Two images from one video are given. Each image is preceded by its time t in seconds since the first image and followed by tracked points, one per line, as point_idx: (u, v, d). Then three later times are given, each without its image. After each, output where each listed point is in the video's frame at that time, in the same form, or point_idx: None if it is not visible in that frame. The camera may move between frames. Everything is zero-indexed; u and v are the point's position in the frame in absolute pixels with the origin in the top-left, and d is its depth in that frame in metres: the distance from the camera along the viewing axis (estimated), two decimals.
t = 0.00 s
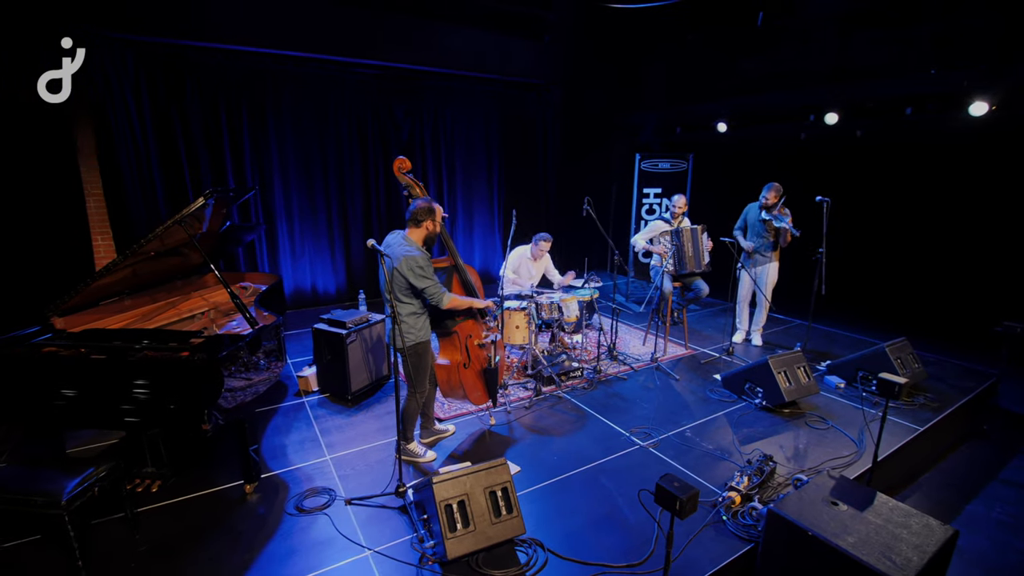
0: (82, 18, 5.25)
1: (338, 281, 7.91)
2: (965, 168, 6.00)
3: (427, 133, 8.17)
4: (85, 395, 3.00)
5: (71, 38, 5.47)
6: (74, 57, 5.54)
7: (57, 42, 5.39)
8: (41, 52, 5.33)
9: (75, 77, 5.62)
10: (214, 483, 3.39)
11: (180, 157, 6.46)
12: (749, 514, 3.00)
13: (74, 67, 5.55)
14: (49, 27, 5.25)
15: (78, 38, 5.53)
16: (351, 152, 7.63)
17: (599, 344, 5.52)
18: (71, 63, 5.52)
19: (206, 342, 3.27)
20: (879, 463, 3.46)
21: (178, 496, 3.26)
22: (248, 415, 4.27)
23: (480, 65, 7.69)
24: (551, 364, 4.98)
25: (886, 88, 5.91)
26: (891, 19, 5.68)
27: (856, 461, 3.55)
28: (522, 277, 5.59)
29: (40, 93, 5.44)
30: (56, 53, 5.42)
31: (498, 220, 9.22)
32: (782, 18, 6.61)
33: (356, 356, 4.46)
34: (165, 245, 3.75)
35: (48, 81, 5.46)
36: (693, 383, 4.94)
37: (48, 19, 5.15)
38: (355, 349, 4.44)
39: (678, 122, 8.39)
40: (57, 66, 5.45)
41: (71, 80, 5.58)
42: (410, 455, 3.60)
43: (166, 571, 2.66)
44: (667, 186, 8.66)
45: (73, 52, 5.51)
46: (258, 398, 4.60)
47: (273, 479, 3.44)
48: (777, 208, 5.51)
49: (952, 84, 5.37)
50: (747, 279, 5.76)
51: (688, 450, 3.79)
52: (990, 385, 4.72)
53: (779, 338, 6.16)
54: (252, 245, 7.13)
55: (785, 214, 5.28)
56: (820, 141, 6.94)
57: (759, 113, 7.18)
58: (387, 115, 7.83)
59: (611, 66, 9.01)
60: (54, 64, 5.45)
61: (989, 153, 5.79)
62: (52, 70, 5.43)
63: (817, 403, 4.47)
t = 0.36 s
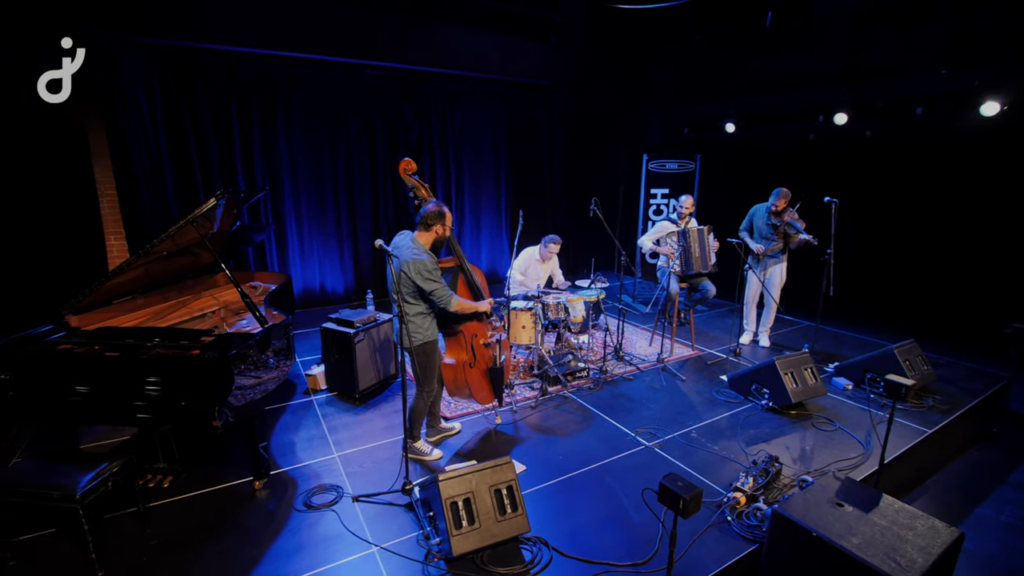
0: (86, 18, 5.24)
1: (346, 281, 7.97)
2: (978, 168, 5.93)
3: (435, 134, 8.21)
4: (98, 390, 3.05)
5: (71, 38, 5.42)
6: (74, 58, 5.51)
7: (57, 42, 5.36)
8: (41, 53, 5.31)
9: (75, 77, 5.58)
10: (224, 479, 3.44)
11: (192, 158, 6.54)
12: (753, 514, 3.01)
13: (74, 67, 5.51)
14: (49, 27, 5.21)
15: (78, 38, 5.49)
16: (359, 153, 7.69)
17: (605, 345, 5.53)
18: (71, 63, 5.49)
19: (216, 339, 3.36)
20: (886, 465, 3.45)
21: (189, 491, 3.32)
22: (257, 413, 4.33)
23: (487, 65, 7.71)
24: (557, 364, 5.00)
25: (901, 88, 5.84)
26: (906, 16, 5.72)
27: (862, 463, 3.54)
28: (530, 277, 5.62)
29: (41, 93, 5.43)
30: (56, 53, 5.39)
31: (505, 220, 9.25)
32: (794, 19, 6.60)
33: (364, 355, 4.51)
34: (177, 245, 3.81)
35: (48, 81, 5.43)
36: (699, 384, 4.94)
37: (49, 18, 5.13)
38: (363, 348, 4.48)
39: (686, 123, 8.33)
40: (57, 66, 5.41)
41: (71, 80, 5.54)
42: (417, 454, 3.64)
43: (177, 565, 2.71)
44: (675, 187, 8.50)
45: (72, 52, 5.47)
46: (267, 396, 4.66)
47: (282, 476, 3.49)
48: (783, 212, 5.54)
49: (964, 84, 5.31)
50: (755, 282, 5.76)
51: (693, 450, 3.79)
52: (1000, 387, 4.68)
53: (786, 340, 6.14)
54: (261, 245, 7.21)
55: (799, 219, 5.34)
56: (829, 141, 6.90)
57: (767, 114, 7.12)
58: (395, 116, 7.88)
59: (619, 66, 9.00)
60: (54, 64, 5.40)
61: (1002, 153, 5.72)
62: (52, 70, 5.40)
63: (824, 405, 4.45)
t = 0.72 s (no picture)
0: (89, 18, 5.25)
1: (352, 280, 8.03)
2: (985, 169, 5.90)
3: (441, 135, 8.26)
4: (106, 387, 3.11)
5: (72, 38, 5.41)
6: (74, 58, 5.49)
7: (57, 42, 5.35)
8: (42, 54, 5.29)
9: (75, 78, 5.55)
10: (230, 475, 3.50)
11: (200, 159, 6.62)
12: (755, 514, 3.02)
13: (74, 67, 5.50)
14: (49, 27, 5.20)
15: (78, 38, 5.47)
16: (365, 153, 7.74)
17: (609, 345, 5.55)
18: (71, 63, 5.48)
19: (223, 337, 3.39)
20: (888, 466, 3.44)
21: (196, 487, 3.38)
22: (264, 410, 4.38)
23: (493, 66, 7.75)
24: (561, 363, 5.02)
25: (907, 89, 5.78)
26: (913, 15, 5.68)
27: (866, 463, 3.54)
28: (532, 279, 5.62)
29: (40, 93, 5.35)
30: (57, 53, 5.37)
31: (510, 220, 9.29)
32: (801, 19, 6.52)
33: (369, 354, 4.55)
34: (185, 245, 3.83)
35: (48, 81, 5.38)
36: (703, 385, 4.94)
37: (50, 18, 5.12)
38: (368, 347, 4.52)
39: (690, 123, 8.24)
40: (58, 66, 5.39)
41: (71, 80, 5.51)
42: (420, 452, 3.66)
43: (184, 560, 2.75)
44: (679, 188, 8.58)
45: (73, 52, 5.46)
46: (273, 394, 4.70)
47: (287, 473, 3.53)
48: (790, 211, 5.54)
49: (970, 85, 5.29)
50: (760, 282, 5.74)
51: (696, 450, 3.81)
52: (1006, 389, 4.65)
53: (790, 341, 6.13)
54: (268, 245, 7.26)
55: (806, 215, 5.21)
56: (834, 143, 6.89)
57: (771, 114, 7.13)
58: (401, 117, 7.93)
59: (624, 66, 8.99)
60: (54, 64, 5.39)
61: (1008, 153, 5.70)
62: (52, 70, 5.36)
63: (828, 406, 4.45)
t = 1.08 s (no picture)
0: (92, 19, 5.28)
1: (354, 280, 8.06)
2: (987, 170, 5.89)
3: (443, 135, 8.29)
4: (111, 383, 3.16)
5: (72, 38, 5.38)
6: (74, 57, 5.46)
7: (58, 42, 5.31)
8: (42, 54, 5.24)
9: (75, 78, 5.48)
10: (234, 473, 3.52)
11: (203, 159, 6.67)
12: (754, 513, 3.04)
13: (75, 67, 5.45)
14: (50, 27, 5.16)
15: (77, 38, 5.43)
16: (368, 154, 7.78)
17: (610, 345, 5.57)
18: (71, 63, 5.43)
19: (225, 336, 3.35)
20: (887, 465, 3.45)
21: (199, 485, 3.40)
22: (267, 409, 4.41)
23: (495, 67, 7.78)
24: (562, 363, 5.05)
25: (906, 90, 5.75)
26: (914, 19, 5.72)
27: (864, 463, 3.55)
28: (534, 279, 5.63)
29: (41, 93, 5.26)
30: (57, 53, 5.33)
31: (512, 220, 9.31)
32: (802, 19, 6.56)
33: (372, 353, 4.58)
34: (189, 245, 3.87)
35: (49, 81, 5.30)
36: (703, 384, 4.96)
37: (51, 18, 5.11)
38: (370, 346, 4.55)
39: (693, 123, 8.05)
40: (59, 66, 5.34)
41: (72, 79, 5.44)
42: (422, 450, 3.69)
43: (189, 556, 2.79)
44: (681, 189, 8.60)
45: (73, 52, 5.43)
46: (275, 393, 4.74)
47: (290, 471, 3.56)
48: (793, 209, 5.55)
49: (972, 86, 5.30)
50: (760, 281, 5.76)
51: (695, 449, 3.83)
52: (1008, 390, 4.65)
53: (791, 341, 6.14)
54: (270, 244, 7.30)
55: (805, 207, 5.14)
56: (836, 143, 6.89)
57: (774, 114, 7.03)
58: (403, 117, 7.96)
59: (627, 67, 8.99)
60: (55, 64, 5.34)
61: (1011, 154, 5.70)
62: (53, 70, 5.30)
63: (828, 406, 4.46)
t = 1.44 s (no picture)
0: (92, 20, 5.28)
1: (352, 280, 8.07)
2: (981, 171, 5.95)
3: (440, 135, 8.32)
4: (108, 383, 3.18)
5: (71, 38, 5.38)
6: (74, 58, 5.43)
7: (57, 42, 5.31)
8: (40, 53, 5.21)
9: (76, 78, 5.45)
10: (232, 472, 3.54)
11: (201, 159, 6.67)
12: (747, 510, 3.07)
13: (74, 67, 5.40)
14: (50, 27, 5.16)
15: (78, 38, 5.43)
16: (365, 154, 7.79)
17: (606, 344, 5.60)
18: (71, 63, 5.39)
19: (223, 335, 3.39)
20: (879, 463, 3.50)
21: (197, 484, 3.42)
22: (265, 408, 4.42)
23: (493, 68, 7.81)
24: (558, 362, 5.10)
25: (901, 91, 5.79)
26: (907, 19, 5.78)
27: (857, 461, 3.59)
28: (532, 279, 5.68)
29: (41, 93, 5.23)
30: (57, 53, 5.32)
31: (509, 220, 9.33)
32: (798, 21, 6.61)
33: (369, 353, 4.60)
34: (187, 244, 3.87)
35: (48, 81, 5.27)
36: (699, 383, 5.00)
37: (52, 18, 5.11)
38: (368, 346, 4.57)
39: (691, 125, 8.31)
40: (58, 66, 5.31)
41: (72, 80, 5.39)
42: (419, 449, 3.72)
43: (187, 554, 2.80)
44: (676, 189, 8.55)
45: (73, 52, 5.41)
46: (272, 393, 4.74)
47: (287, 469, 3.58)
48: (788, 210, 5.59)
49: (965, 88, 5.35)
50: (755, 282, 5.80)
51: (690, 447, 3.86)
52: (999, 389, 4.71)
53: (786, 341, 6.19)
54: (268, 244, 7.30)
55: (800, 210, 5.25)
56: (831, 144, 6.93)
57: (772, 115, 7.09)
58: (401, 117, 7.98)
59: (624, 67, 9.01)
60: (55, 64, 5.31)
61: (1004, 156, 5.76)
62: (52, 70, 5.26)
63: (822, 405, 4.50)
